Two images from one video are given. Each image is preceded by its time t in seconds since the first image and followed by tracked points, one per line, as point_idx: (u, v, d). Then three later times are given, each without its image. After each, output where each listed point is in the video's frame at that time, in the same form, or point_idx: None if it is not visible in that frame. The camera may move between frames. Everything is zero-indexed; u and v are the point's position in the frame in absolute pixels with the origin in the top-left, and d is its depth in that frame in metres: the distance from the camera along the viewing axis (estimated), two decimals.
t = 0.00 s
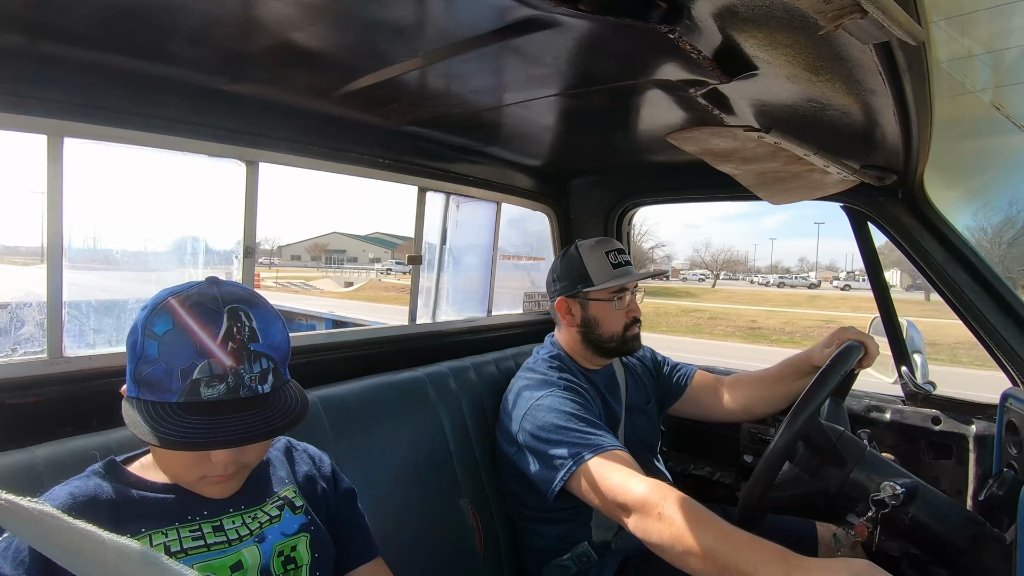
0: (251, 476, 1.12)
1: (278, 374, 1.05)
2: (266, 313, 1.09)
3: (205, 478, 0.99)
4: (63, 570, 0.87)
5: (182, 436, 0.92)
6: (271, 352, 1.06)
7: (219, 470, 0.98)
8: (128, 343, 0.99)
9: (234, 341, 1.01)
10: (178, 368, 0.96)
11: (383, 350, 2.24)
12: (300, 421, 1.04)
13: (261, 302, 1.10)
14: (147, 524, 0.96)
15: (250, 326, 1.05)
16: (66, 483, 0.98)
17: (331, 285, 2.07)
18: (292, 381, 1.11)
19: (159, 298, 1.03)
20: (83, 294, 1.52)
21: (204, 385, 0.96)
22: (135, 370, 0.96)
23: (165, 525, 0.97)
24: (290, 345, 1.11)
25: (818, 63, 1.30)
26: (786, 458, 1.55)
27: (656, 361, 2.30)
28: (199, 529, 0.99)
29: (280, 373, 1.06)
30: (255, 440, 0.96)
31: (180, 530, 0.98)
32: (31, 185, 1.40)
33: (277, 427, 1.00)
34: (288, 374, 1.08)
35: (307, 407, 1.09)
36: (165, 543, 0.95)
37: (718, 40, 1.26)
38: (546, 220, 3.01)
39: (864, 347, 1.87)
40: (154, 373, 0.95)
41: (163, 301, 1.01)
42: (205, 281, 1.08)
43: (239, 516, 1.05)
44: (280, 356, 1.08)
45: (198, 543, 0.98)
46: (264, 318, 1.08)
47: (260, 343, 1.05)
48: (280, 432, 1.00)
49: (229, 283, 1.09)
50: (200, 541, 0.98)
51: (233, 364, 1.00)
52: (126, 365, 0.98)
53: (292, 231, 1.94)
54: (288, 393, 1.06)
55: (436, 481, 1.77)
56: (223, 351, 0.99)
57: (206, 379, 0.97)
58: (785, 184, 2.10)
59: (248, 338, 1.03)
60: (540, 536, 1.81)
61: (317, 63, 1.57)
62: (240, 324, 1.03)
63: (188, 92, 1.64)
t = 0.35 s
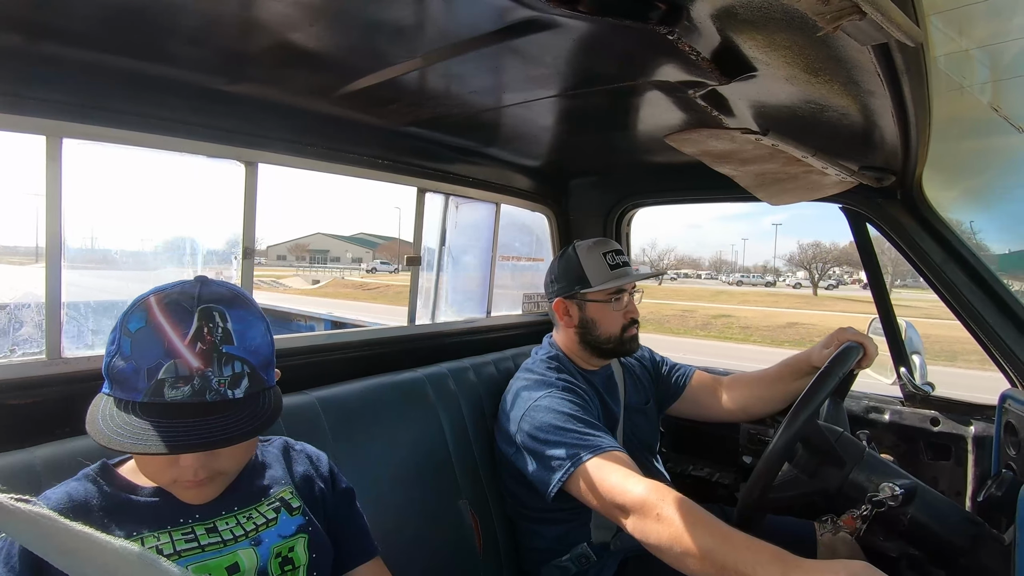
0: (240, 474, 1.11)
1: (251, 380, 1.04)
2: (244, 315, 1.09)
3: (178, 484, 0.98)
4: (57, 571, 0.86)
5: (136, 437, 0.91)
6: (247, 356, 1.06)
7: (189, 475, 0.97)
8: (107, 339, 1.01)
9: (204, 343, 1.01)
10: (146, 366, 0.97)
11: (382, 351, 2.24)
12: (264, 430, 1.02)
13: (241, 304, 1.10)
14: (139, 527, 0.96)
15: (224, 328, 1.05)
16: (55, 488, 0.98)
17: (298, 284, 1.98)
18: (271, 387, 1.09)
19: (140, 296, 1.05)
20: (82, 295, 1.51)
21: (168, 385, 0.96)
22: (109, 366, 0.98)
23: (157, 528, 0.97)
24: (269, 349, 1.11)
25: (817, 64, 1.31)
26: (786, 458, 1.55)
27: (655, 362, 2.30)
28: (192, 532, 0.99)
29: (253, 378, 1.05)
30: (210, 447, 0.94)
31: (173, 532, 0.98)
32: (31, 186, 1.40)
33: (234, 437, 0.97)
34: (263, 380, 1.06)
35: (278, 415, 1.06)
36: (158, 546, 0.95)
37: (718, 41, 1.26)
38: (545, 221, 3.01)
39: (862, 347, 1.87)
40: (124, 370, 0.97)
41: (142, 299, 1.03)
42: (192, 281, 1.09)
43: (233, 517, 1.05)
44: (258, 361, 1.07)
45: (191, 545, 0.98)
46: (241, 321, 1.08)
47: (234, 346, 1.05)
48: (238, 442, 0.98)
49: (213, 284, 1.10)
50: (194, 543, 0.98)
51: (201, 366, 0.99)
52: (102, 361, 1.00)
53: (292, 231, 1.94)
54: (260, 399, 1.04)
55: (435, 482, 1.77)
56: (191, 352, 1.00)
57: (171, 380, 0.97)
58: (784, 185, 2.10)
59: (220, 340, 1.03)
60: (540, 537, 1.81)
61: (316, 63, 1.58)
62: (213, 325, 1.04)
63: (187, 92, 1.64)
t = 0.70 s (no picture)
0: (221, 474, 1.09)
1: (210, 378, 1.02)
2: (202, 311, 1.06)
3: (147, 488, 0.96)
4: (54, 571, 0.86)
5: (86, 440, 0.90)
6: (205, 353, 1.02)
7: (155, 480, 0.95)
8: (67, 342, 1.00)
9: (156, 341, 0.98)
10: (98, 368, 0.95)
11: (382, 350, 2.24)
12: (219, 429, 0.99)
13: (199, 300, 1.07)
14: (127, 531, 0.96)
15: (178, 324, 1.01)
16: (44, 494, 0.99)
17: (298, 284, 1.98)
18: (236, 384, 1.06)
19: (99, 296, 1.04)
20: (83, 294, 1.52)
21: (120, 387, 0.94)
22: (67, 369, 0.97)
23: (145, 533, 0.97)
24: (231, 344, 1.07)
25: (818, 64, 1.30)
26: (786, 457, 1.55)
27: (655, 361, 2.30)
28: (180, 535, 0.99)
29: (212, 376, 1.02)
30: (159, 449, 0.92)
31: (161, 536, 0.98)
32: (31, 185, 1.40)
33: (186, 437, 0.94)
34: (223, 377, 1.03)
35: (238, 414, 1.04)
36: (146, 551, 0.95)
37: (718, 41, 1.26)
38: (545, 220, 3.01)
39: (862, 347, 1.87)
40: (77, 373, 0.96)
41: (98, 300, 1.01)
42: (151, 279, 1.07)
43: (221, 518, 1.04)
44: (218, 357, 1.04)
45: (180, 548, 0.98)
46: (198, 317, 1.04)
47: (190, 343, 1.01)
48: (191, 443, 0.95)
49: (173, 282, 1.07)
50: (182, 545, 0.99)
51: (153, 366, 0.97)
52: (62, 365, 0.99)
53: (293, 230, 1.94)
54: (220, 398, 1.02)
55: (434, 481, 1.77)
56: (142, 352, 0.97)
57: (124, 382, 0.95)
58: (784, 184, 2.10)
59: (174, 338, 1.00)
60: (539, 535, 1.81)
61: (316, 62, 1.57)
62: (166, 322, 1.01)
63: (188, 92, 1.64)
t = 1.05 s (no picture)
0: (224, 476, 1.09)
1: (222, 377, 1.03)
2: (211, 311, 1.07)
3: (156, 487, 0.96)
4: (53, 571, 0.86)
5: (101, 439, 0.90)
6: (216, 352, 1.04)
7: (166, 478, 0.95)
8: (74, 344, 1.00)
9: (168, 340, 1.00)
10: (109, 368, 0.96)
11: (383, 351, 2.24)
12: (235, 427, 1.00)
13: (208, 300, 1.08)
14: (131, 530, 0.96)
15: (188, 324, 1.03)
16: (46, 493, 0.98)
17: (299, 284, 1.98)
18: (245, 383, 1.08)
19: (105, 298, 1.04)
20: (83, 294, 1.52)
21: (133, 387, 0.95)
22: (75, 371, 0.97)
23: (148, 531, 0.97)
24: (240, 344, 1.09)
25: (819, 64, 1.30)
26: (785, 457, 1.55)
27: (655, 361, 2.30)
28: (183, 533, 0.99)
29: (224, 376, 1.03)
30: (176, 446, 0.93)
31: (164, 535, 0.98)
32: (31, 186, 1.40)
33: (204, 435, 0.96)
34: (234, 376, 1.05)
35: (251, 412, 1.05)
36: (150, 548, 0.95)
37: (718, 41, 1.26)
38: (546, 220, 3.01)
39: (863, 348, 1.86)
40: (88, 374, 0.96)
41: (106, 301, 1.02)
42: (156, 280, 1.08)
43: (224, 518, 1.04)
44: (228, 357, 1.05)
45: (183, 545, 0.98)
46: (207, 317, 1.06)
47: (200, 343, 1.03)
48: (208, 440, 0.96)
49: (179, 282, 1.08)
50: (186, 543, 0.98)
51: (165, 365, 0.98)
52: (69, 367, 0.99)
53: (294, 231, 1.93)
54: (233, 396, 1.03)
55: (434, 481, 1.77)
56: (154, 351, 0.98)
57: (136, 381, 0.96)
58: (785, 184, 2.10)
59: (185, 337, 1.02)
60: (539, 536, 1.81)
61: (316, 63, 1.57)
62: (177, 322, 1.02)
63: (187, 92, 1.64)
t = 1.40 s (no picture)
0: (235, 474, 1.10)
1: (262, 367, 1.07)
2: (253, 305, 1.12)
3: (184, 473, 0.98)
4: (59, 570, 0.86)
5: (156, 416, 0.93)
6: (257, 344, 1.08)
7: (198, 462, 0.97)
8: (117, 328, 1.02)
9: (218, 329, 1.04)
10: (160, 352, 0.98)
11: (383, 351, 2.24)
12: (277, 413, 1.04)
13: (250, 295, 1.13)
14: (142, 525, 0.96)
15: (235, 316, 1.07)
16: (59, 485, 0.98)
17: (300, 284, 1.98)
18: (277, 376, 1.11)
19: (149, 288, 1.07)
20: (83, 294, 1.52)
21: (184, 369, 0.98)
22: (121, 353, 0.99)
23: (160, 526, 0.97)
24: (276, 339, 1.13)
25: (819, 63, 1.30)
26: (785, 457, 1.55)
27: (655, 360, 2.30)
28: (195, 527, 1.00)
29: (264, 366, 1.08)
30: (227, 425, 0.96)
31: (175, 530, 0.98)
32: (31, 186, 1.40)
33: (253, 417, 1.00)
34: (272, 367, 1.09)
35: (289, 401, 1.09)
36: (162, 543, 0.95)
37: (718, 41, 1.26)
38: (546, 220, 3.01)
39: (864, 347, 1.86)
40: (137, 356, 0.98)
41: (153, 290, 1.05)
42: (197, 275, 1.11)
43: (236, 514, 1.05)
44: (266, 349, 1.09)
45: (195, 541, 0.98)
46: (251, 311, 1.10)
47: (245, 334, 1.07)
48: (255, 422, 1.00)
49: (219, 277, 1.12)
50: (197, 539, 0.98)
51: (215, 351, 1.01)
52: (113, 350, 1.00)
53: (294, 230, 1.93)
54: (273, 385, 1.07)
55: (436, 481, 1.77)
56: (205, 338, 1.02)
57: (187, 364, 0.99)
58: (785, 184, 2.10)
59: (232, 327, 1.06)
60: (540, 535, 1.81)
61: (317, 63, 1.58)
62: (225, 313, 1.06)
63: (188, 92, 1.64)
